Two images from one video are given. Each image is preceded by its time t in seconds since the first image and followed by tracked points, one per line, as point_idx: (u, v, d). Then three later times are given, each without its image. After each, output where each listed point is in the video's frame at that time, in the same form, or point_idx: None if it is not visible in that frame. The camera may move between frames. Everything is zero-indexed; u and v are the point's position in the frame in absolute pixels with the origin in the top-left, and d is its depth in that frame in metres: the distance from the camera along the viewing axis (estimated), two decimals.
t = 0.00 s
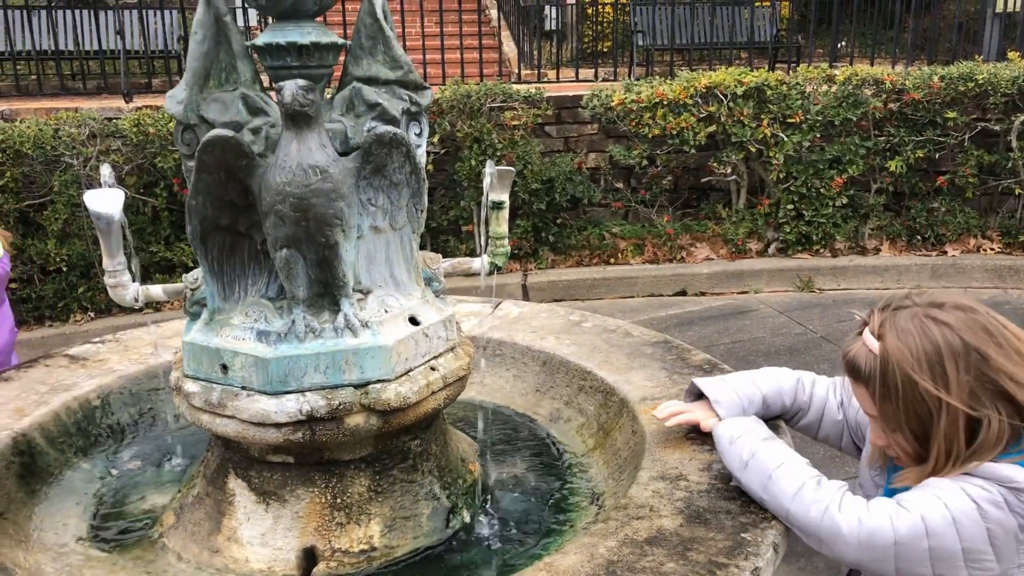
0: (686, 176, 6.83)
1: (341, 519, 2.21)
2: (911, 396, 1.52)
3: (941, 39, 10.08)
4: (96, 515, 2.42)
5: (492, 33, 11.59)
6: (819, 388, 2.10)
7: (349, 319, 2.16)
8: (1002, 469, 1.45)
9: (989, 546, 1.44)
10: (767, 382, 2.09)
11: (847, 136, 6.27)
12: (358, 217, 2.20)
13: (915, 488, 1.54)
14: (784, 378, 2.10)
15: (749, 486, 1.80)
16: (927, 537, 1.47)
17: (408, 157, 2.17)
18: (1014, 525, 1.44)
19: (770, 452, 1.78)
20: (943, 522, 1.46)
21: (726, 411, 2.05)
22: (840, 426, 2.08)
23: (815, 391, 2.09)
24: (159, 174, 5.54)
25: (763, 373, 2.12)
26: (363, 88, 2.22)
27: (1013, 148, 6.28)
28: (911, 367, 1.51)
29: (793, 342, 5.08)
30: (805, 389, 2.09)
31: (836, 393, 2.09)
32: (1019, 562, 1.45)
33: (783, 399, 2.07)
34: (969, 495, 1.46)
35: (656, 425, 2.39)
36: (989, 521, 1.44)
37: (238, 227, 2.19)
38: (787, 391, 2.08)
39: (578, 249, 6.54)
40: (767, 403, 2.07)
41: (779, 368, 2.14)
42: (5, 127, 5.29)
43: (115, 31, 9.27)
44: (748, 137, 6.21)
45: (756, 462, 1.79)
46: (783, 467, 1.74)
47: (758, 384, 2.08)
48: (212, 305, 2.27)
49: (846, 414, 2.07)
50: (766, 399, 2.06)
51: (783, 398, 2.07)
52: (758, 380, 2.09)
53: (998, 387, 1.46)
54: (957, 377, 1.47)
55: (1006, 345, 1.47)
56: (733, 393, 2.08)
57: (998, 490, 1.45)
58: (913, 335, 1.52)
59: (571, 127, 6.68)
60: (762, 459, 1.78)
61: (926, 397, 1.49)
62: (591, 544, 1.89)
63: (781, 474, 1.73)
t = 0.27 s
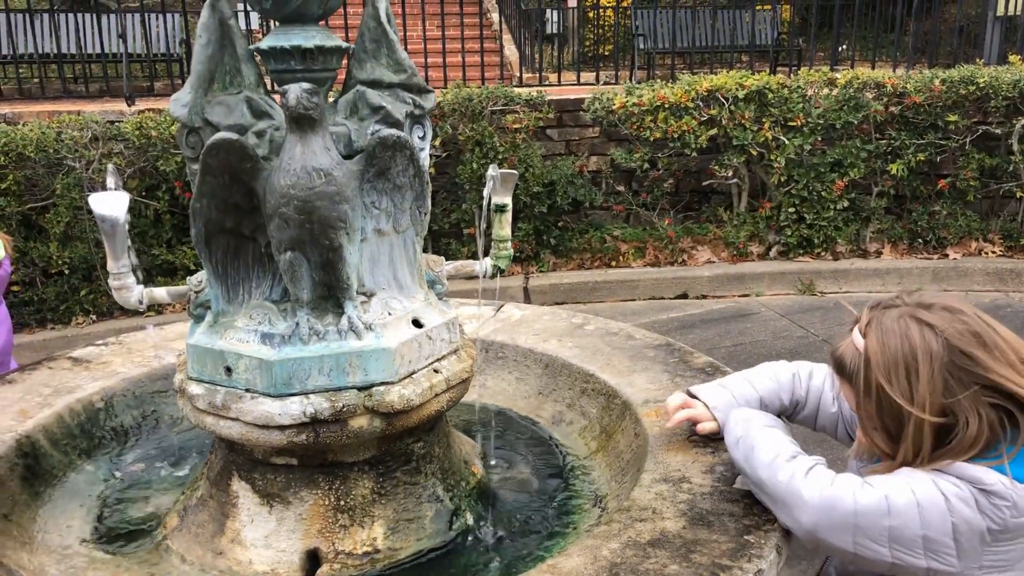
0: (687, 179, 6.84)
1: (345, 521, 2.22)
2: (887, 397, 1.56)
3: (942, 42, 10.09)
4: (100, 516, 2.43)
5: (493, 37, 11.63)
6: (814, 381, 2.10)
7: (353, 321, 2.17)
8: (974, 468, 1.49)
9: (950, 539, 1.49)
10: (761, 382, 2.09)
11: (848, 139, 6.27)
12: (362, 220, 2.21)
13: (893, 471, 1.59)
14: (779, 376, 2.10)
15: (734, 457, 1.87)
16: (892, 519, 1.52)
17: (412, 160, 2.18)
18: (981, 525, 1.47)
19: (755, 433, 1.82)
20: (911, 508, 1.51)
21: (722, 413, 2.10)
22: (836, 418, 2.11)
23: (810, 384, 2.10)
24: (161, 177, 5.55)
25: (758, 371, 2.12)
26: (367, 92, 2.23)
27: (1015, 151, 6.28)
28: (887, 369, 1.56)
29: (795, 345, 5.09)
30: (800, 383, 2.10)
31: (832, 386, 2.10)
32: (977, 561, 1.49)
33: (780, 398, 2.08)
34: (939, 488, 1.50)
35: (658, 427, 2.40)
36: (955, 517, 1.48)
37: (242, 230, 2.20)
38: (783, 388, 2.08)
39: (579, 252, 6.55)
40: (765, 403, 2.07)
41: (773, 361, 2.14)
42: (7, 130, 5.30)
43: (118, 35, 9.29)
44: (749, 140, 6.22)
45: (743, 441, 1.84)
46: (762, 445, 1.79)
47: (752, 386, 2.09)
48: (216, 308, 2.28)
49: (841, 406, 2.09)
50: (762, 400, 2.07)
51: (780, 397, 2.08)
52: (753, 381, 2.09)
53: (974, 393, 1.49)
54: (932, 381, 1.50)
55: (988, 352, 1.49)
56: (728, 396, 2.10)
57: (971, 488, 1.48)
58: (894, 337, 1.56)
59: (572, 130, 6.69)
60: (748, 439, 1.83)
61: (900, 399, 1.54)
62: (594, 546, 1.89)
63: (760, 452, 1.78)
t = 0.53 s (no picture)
0: (689, 182, 6.84)
1: (350, 523, 2.21)
2: (869, 337, 1.52)
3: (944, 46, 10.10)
4: (104, 519, 2.42)
5: (495, 41, 11.64)
6: (763, 380, 2.13)
7: (358, 323, 2.17)
8: (930, 426, 1.48)
9: (910, 504, 1.49)
10: (726, 396, 2.09)
11: (850, 142, 6.27)
12: (368, 222, 2.21)
13: (835, 446, 1.59)
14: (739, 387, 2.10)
15: (727, 459, 1.91)
16: (849, 497, 1.52)
17: (417, 162, 2.18)
18: (936, 482, 1.48)
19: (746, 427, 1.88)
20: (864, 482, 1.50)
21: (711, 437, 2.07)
22: (796, 407, 2.11)
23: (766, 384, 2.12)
24: (163, 179, 5.55)
25: (719, 387, 2.12)
26: (372, 94, 2.23)
27: (1017, 154, 6.28)
28: (876, 308, 1.51)
29: (798, 348, 5.09)
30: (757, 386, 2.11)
31: (780, 376, 2.12)
32: (938, 517, 1.50)
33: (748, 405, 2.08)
34: (888, 455, 1.50)
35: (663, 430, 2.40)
36: (909, 481, 1.48)
37: (247, 232, 2.19)
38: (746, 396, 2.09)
39: (581, 254, 6.54)
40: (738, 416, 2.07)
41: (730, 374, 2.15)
42: (9, 133, 5.30)
43: (121, 38, 9.31)
44: (751, 143, 6.22)
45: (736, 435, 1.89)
46: (747, 437, 1.84)
47: (720, 403, 2.08)
48: (221, 310, 2.27)
49: (796, 392, 2.11)
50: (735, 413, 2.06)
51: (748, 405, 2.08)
52: (720, 398, 2.09)
53: (953, 346, 1.48)
54: (917, 327, 1.48)
55: (974, 307, 1.48)
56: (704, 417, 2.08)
57: (922, 447, 1.48)
58: (885, 280, 1.52)
59: (574, 133, 6.68)
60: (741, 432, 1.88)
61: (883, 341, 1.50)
62: (601, 549, 1.88)
63: (743, 444, 1.83)
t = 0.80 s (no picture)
0: (691, 186, 6.85)
1: (357, 528, 2.22)
2: (813, 315, 1.55)
3: (944, 50, 10.12)
4: (111, 524, 2.42)
5: (497, 45, 11.67)
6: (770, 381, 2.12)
7: (366, 328, 2.17)
8: (889, 391, 1.50)
9: (890, 476, 1.49)
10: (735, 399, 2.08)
11: (853, 146, 6.28)
12: (376, 227, 2.22)
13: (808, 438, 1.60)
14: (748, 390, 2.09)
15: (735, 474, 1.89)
16: (831, 485, 1.51)
17: (425, 167, 2.19)
18: (911, 449, 1.49)
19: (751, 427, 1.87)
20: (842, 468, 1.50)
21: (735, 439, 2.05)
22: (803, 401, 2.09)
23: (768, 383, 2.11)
24: (166, 183, 5.56)
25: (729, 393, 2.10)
26: (380, 99, 2.23)
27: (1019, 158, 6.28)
28: (811, 284, 1.54)
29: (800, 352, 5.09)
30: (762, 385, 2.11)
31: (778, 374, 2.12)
32: (918, 483, 1.50)
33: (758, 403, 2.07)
34: (858, 430, 1.51)
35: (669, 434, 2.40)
36: (887, 454, 1.49)
37: (256, 237, 2.20)
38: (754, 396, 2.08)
39: (583, 257, 6.55)
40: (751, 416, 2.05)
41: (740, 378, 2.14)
42: (12, 137, 5.31)
43: (124, 41, 9.33)
44: (753, 147, 6.22)
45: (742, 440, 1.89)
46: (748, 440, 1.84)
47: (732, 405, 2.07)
48: (229, 315, 2.27)
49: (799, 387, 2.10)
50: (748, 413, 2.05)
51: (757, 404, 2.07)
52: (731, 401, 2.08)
53: (896, 309, 1.50)
54: (852, 295, 1.51)
55: (911, 266, 1.50)
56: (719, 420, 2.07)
57: (888, 416, 1.49)
58: (819, 255, 1.54)
59: (575, 137, 6.70)
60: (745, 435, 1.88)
61: (823, 315, 1.53)
62: (609, 554, 1.88)
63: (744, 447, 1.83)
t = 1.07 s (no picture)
0: (694, 190, 6.85)
1: (366, 535, 2.22)
2: (779, 314, 1.60)
3: (945, 54, 10.13)
4: (119, 530, 2.42)
5: (498, 49, 11.69)
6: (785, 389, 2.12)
7: (376, 334, 2.17)
8: (866, 377, 1.54)
9: (883, 467, 1.51)
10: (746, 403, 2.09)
11: (855, 150, 6.28)
12: (385, 233, 2.23)
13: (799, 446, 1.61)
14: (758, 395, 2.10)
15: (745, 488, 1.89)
16: (830, 489, 1.52)
17: (435, 174, 2.19)
18: (899, 435, 1.52)
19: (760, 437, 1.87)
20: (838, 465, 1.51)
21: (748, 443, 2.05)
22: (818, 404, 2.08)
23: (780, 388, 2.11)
24: (169, 187, 5.56)
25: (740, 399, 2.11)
26: (390, 106, 2.24)
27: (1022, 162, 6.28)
28: (772, 285, 1.61)
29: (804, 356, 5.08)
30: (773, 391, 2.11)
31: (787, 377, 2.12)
32: (913, 468, 1.52)
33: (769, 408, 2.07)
34: (843, 425, 1.54)
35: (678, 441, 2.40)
36: (878, 444, 1.51)
37: (266, 243, 2.20)
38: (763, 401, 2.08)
39: (585, 261, 6.55)
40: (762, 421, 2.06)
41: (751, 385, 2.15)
42: (15, 141, 5.32)
43: (126, 45, 9.34)
44: (756, 151, 6.22)
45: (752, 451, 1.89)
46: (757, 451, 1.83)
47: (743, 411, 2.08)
48: (238, 321, 2.28)
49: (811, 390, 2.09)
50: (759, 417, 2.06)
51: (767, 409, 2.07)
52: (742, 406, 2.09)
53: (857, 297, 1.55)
54: (813, 291, 1.57)
55: (864, 254, 1.56)
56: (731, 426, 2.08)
57: (869, 406, 1.53)
58: (775, 256, 1.61)
59: (578, 140, 6.70)
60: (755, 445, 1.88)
61: (788, 313, 1.59)
62: (620, 561, 1.88)
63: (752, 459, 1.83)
